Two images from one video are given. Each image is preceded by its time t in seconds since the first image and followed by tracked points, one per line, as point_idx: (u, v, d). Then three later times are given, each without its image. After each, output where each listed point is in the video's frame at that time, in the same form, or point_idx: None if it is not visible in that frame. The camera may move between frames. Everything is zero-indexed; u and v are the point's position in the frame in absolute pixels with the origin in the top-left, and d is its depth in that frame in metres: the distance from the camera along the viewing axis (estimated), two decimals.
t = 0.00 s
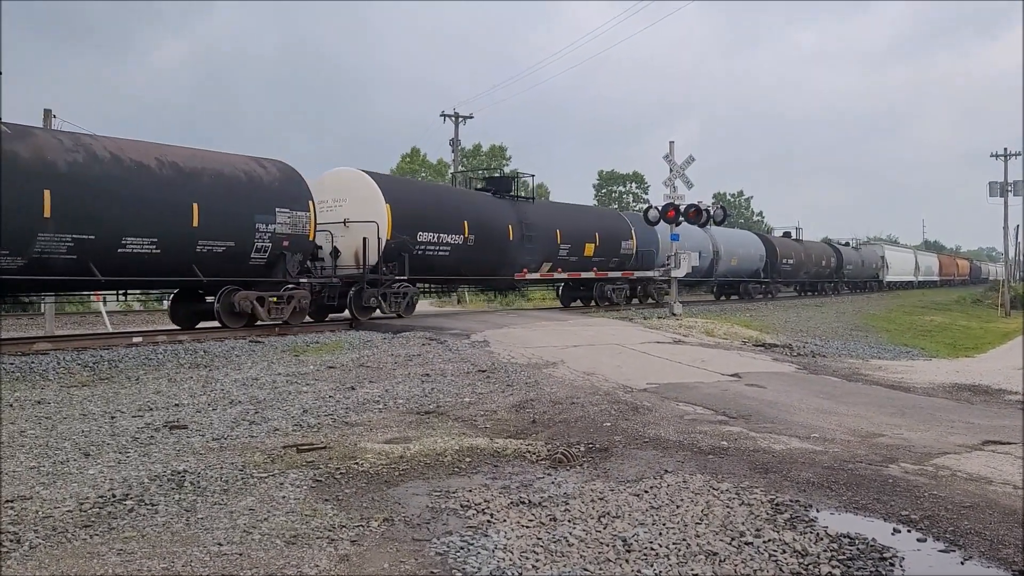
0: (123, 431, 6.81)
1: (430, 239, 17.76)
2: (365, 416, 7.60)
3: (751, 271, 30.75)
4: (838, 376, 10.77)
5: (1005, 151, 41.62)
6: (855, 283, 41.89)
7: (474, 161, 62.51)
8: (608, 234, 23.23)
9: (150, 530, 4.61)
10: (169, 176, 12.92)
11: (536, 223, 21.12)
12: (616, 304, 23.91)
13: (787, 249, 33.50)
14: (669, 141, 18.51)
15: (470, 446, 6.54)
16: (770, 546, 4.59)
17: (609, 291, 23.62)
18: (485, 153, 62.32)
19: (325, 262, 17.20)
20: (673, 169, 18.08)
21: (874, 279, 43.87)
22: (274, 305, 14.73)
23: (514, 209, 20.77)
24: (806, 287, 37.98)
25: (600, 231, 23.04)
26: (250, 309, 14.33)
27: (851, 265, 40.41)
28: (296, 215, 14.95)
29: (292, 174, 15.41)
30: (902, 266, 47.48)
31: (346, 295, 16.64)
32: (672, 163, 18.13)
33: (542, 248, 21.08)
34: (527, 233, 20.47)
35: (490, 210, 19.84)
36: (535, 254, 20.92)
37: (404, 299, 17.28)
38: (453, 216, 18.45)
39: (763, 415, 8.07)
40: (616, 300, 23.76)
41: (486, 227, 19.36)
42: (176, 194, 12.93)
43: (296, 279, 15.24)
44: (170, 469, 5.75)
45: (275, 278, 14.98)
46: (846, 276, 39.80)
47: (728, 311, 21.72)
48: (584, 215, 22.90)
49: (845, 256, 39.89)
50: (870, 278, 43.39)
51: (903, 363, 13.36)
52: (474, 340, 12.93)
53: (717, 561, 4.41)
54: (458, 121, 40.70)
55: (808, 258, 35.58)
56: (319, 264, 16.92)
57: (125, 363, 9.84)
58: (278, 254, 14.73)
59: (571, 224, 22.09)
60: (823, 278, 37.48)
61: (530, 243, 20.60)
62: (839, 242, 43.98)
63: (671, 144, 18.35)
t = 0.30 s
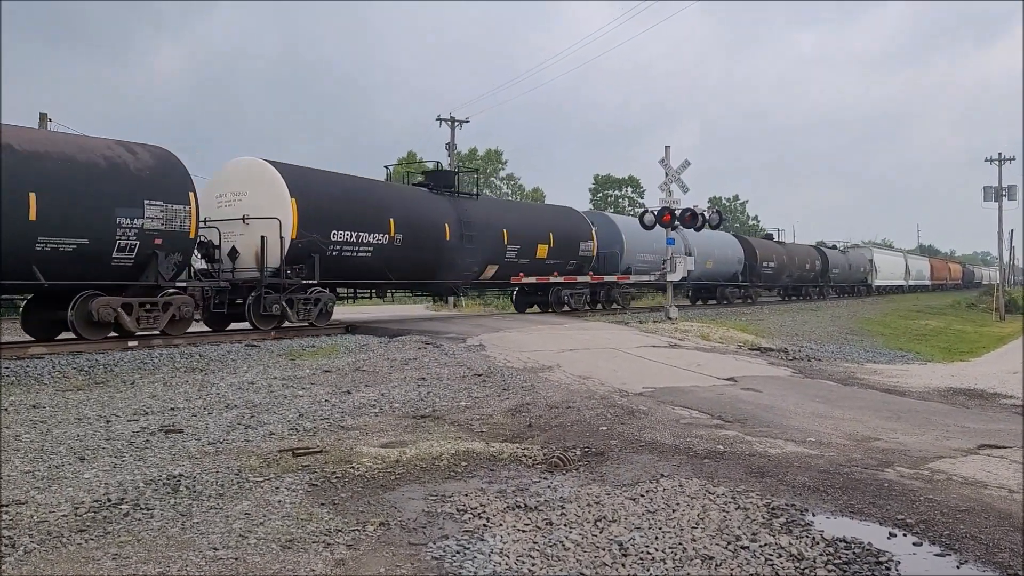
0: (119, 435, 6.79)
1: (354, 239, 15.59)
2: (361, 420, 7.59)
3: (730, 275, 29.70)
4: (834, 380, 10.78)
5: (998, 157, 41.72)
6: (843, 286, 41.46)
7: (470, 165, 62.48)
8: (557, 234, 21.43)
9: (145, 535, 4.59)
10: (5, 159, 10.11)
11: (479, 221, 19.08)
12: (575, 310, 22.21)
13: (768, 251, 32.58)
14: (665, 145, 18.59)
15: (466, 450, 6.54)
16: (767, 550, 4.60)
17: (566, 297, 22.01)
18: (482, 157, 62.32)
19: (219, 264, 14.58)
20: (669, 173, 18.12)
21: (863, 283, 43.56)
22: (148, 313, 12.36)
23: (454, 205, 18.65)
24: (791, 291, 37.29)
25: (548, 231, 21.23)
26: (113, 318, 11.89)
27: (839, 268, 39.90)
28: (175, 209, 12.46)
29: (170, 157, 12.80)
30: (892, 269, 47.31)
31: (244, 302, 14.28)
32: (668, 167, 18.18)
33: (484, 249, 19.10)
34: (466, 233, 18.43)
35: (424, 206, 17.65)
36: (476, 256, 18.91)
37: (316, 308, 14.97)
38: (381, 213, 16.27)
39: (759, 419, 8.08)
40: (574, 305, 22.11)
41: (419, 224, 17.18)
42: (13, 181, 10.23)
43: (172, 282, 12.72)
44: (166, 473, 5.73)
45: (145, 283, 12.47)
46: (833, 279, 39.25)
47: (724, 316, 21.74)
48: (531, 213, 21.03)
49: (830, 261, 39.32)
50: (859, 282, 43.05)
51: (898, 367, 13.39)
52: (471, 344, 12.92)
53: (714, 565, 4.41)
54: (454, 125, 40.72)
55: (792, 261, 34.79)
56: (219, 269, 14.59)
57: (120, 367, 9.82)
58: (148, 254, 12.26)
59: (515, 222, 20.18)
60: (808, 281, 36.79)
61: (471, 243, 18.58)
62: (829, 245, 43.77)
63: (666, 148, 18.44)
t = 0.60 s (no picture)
0: (120, 436, 6.80)
1: (254, 233, 13.47)
2: (361, 421, 7.59)
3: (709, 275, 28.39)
4: (835, 381, 10.77)
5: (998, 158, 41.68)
6: (835, 287, 40.78)
7: (471, 166, 62.48)
8: (506, 232, 19.40)
9: (146, 536, 4.59)
10: None
11: (415, 216, 16.99)
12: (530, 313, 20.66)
13: (752, 250, 31.58)
14: (666, 146, 18.60)
15: (467, 451, 6.54)
16: (767, 551, 4.59)
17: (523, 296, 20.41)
18: (483, 158, 62.32)
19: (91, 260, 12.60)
20: (670, 174, 18.12)
21: (856, 283, 43.03)
22: None
23: (385, 197, 16.52)
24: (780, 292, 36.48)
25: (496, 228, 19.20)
26: None
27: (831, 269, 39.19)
28: (11, 196, 10.86)
29: (8, 136, 10.94)
30: (887, 268, 46.95)
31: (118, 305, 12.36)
32: (668, 168, 18.18)
33: (421, 247, 16.99)
34: (398, 228, 16.32)
35: (348, 197, 15.52)
36: (412, 254, 16.82)
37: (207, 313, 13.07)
38: (292, 204, 14.13)
39: (759, 420, 8.08)
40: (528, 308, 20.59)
41: (340, 217, 15.05)
42: None
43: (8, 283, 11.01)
44: (167, 474, 5.74)
45: None
46: (824, 279, 38.46)
47: (725, 317, 21.72)
48: (477, 207, 18.99)
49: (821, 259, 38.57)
50: (853, 282, 42.57)
51: (899, 368, 13.37)
52: (471, 345, 12.92)
53: (714, 567, 4.41)
54: (456, 126, 40.82)
55: (779, 261, 33.89)
56: (90, 267, 12.61)
57: (121, 368, 9.83)
58: None
59: (457, 216, 18.10)
60: (797, 281, 35.90)
61: (404, 240, 16.46)
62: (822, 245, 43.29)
63: (668, 149, 18.47)
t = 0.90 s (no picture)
0: (120, 438, 6.80)
1: (121, 228, 11.62)
2: (362, 424, 7.59)
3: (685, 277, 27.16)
4: (836, 384, 10.75)
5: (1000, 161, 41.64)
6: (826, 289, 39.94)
7: (472, 169, 62.50)
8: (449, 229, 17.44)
9: (146, 539, 4.59)
10: None
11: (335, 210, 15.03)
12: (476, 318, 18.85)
13: (736, 251, 30.15)
14: (667, 148, 18.59)
15: (467, 453, 6.54)
16: (768, 554, 4.58)
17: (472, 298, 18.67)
18: (484, 161, 62.36)
19: None
20: (671, 177, 18.12)
21: (848, 286, 42.34)
22: None
23: (297, 187, 14.56)
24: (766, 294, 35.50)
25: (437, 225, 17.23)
26: None
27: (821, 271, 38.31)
28: None
29: None
30: (886, 271, 46.92)
31: None
32: (669, 171, 18.18)
33: (340, 244, 14.99)
34: (310, 222, 14.33)
35: (253, 187, 13.65)
36: (330, 253, 14.84)
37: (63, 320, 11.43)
38: (169, 195, 12.22)
39: (760, 423, 8.07)
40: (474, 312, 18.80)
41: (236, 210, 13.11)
42: None
43: None
44: (167, 477, 5.73)
45: None
46: (814, 282, 37.57)
47: (726, 319, 21.69)
48: (414, 200, 16.98)
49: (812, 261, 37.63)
50: (845, 286, 41.95)
51: (900, 370, 13.35)
52: (472, 347, 12.91)
53: (714, 570, 4.40)
54: (456, 128, 40.81)
55: (766, 262, 32.48)
56: None
57: (121, 370, 9.83)
58: None
59: (386, 209, 16.05)
60: (784, 283, 34.88)
61: (318, 237, 14.46)
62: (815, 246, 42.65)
63: (669, 151, 18.46)
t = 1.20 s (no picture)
0: (121, 442, 6.80)
1: None
2: (363, 428, 7.59)
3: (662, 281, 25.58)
4: (838, 390, 10.74)
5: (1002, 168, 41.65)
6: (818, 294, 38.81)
7: (474, 174, 62.56)
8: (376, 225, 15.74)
9: (146, 543, 4.58)
10: None
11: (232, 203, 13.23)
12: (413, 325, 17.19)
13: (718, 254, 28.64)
14: (668, 154, 18.61)
15: (468, 458, 6.53)
16: (769, 561, 4.57)
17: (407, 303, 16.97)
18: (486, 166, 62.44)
19: None
20: (673, 182, 18.13)
21: (843, 293, 41.49)
22: None
23: (187, 175, 12.76)
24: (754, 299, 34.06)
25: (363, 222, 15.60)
26: None
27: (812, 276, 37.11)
28: None
29: None
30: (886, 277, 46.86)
31: None
32: (671, 176, 18.19)
33: (238, 242, 13.27)
34: (199, 217, 12.55)
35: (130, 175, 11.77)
36: (228, 253, 13.17)
37: None
38: (12, 177, 10.26)
39: (762, 429, 8.06)
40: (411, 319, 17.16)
41: (103, 198, 11.23)
42: None
43: None
44: (167, 481, 5.73)
45: None
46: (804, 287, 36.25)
47: (728, 325, 21.66)
48: (335, 193, 15.30)
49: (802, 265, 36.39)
50: (839, 291, 41.20)
51: (902, 376, 13.32)
52: (473, 352, 12.91)
53: None
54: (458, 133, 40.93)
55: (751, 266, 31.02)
56: None
57: (123, 374, 9.84)
58: None
59: (299, 203, 14.35)
60: (773, 289, 33.45)
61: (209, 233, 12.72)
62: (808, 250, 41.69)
63: (670, 157, 18.47)
